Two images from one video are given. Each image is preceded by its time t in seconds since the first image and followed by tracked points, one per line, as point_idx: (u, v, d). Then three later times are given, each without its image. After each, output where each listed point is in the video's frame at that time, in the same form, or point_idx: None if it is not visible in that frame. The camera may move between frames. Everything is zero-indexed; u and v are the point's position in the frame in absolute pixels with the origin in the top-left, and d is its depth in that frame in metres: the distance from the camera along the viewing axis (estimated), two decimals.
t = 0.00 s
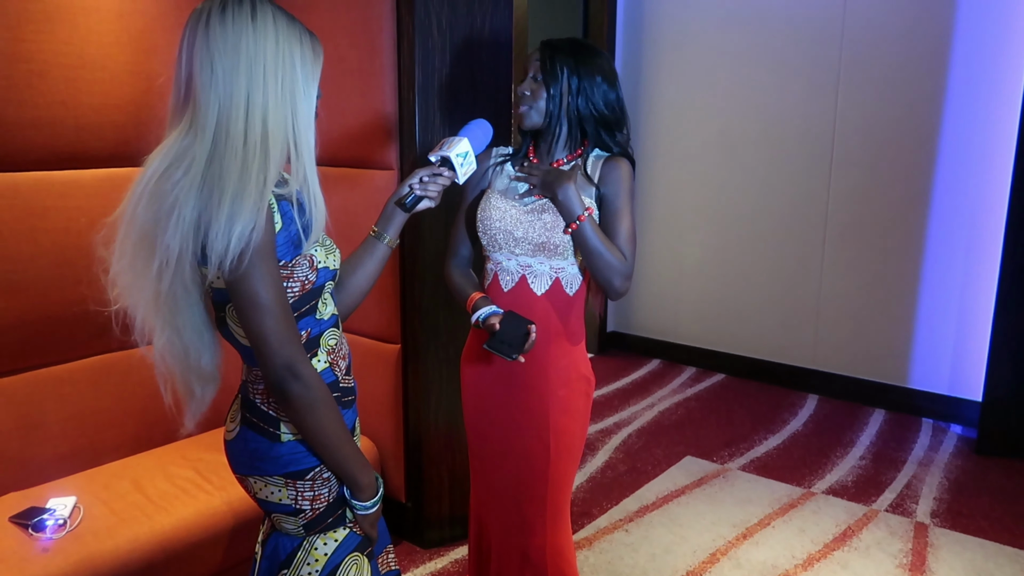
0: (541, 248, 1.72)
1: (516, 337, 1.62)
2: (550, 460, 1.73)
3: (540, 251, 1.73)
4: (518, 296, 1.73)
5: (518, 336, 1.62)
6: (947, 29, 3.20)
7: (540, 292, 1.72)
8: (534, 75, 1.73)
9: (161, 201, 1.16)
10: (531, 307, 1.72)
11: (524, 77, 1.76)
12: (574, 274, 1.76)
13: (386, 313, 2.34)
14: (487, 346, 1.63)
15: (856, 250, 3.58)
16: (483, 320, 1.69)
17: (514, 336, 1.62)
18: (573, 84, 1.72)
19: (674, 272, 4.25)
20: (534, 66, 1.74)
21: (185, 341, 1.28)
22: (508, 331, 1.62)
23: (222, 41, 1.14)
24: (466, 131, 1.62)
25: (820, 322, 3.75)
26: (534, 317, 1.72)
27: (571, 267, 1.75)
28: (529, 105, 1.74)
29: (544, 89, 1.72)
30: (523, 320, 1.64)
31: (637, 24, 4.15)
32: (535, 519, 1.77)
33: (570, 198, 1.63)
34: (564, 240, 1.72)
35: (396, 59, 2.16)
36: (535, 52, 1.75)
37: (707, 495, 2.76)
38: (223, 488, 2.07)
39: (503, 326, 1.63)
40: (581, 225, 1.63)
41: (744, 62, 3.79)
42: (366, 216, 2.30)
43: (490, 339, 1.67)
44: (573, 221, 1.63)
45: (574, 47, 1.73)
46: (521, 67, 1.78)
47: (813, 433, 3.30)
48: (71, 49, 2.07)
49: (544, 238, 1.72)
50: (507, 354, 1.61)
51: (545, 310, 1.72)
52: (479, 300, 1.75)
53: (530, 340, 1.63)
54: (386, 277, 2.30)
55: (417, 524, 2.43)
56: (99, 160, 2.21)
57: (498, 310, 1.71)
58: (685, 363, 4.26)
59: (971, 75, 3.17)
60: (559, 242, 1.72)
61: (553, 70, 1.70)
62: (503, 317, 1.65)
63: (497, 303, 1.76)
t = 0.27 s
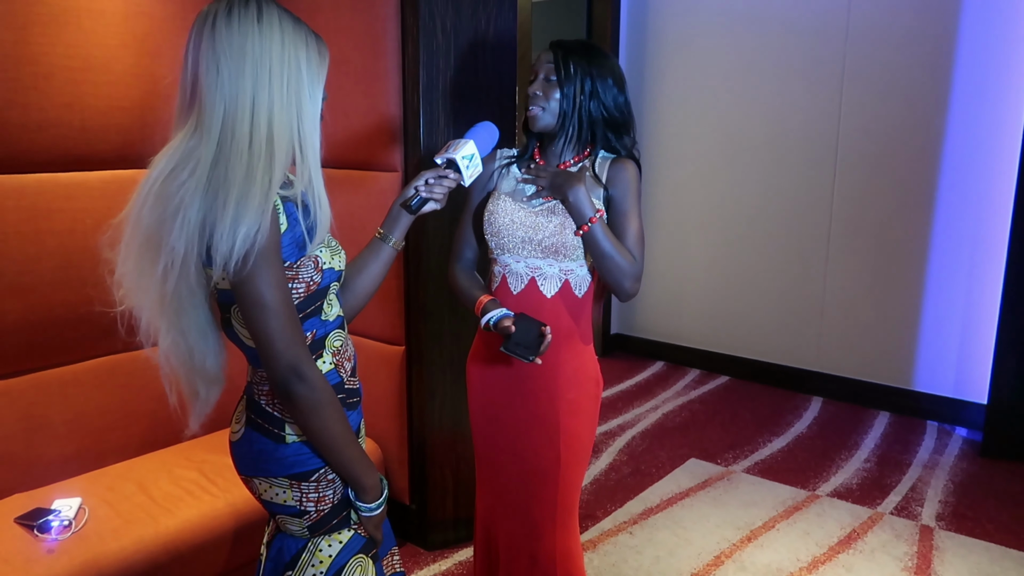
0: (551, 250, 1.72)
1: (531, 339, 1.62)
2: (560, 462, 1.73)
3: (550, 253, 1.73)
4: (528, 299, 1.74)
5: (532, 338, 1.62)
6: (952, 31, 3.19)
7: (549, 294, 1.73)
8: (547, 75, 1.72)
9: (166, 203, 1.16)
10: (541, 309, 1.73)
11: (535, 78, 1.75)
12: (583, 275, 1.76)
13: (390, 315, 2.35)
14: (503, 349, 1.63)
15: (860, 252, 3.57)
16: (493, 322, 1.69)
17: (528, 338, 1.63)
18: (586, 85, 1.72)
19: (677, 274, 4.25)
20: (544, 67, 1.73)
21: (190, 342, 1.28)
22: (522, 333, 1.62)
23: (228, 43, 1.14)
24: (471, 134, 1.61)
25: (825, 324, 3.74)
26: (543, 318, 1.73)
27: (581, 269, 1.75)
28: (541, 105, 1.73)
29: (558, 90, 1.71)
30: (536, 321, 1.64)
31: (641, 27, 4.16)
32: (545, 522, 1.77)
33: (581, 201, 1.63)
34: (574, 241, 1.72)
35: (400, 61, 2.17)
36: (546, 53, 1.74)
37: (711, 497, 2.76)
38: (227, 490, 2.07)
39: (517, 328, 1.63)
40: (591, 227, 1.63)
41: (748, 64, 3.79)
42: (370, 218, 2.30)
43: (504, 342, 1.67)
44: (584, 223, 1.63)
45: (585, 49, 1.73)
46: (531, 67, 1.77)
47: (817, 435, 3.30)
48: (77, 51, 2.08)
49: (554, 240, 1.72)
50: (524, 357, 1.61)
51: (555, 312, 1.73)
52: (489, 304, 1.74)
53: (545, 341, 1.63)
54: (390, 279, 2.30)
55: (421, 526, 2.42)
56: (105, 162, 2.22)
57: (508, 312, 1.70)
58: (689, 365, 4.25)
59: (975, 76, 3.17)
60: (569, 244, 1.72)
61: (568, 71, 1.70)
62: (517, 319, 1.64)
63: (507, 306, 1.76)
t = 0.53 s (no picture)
0: (556, 251, 1.72)
1: (537, 341, 1.63)
2: (566, 464, 1.73)
3: (555, 254, 1.73)
4: (534, 300, 1.74)
5: (539, 340, 1.63)
6: (956, 32, 3.19)
7: (555, 296, 1.73)
8: (547, 74, 1.73)
9: (173, 204, 1.17)
10: (547, 311, 1.73)
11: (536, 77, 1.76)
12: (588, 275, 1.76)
13: (394, 316, 2.35)
14: (510, 352, 1.64)
15: (864, 253, 3.57)
16: (499, 325, 1.69)
17: (535, 340, 1.63)
18: (586, 85, 1.72)
19: (680, 275, 4.25)
20: (546, 67, 1.73)
21: (196, 344, 1.28)
22: (529, 336, 1.63)
23: (234, 45, 1.15)
24: (476, 134, 1.62)
25: (828, 326, 3.74)
26: (549, 320, 1.73)
27: (586, 270, 1.75)
28: (541, 104, 1.73)
29: (558, 89, 1.72)
30: (543, 323, 1.65)
31: (645, 28, 4.16)
32: (551, 524, 1.77)
33: (589, 203, 1.64)
34: (579, 242, 1.72)
35: (404, 63, 2.17)
36: (549, 53, 1.75)
37: (715, 499, 2.76)
38: (231, 490, 2.07)
39: (524, 330, 1.64)
40: (600, 228, 1.65)
41: (752, 66, 3.79)
42: (374, 219, 2.31)
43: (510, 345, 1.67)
44: (592, 224, 1.65)
45: (586, 49, 1.73)
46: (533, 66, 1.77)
47: (821, 437, 3.29)
48: (82, 53, 2.09)
49: (559, 241, 1.72)
50: (532, 359, 1.62)
51: (561, 313, 1.73)
52: (493, 307, 1.75)
53: (552, 343, 1.64)
54: (394, 280, 2.30)
55: (425, 527, 2.43)
56: (110, 164, 2.22)
57: (514, 314, 1.71)
58: (692, 367, 4.25)
59: (980, 78, 3.17)
60: (574, 244, 1.72)
61: (569, 70, 1.71)
62: (523, 321, 1.65)
63: (511, 308, 1.76)
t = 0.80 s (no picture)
0: (552, 253, 1.73)
1: (535, 343, 1.63)
2: (565, 465, 1.73)
3: (552, 256, 1.73)
4: (533, 302, 1.75)
5: (537, 342, 1.63)
6: (958, 33, 3.19)
7: (553, 298, 1.73)
8: (547, 72, 1.73)
9: (177, 207, 1.17)
10: (546, 313, 1.74)
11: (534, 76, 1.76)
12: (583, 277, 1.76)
13: (396, 316, 2.35)
14: (507, 355, 1.64)
15: (866, 254, 3.57)
16: (497, 328, 1.70)
17: (533, 343, 1.64)
18: (585, 83, 1.73)
19: (682, 276, 4.25)
20: (545, 65, 1.74)
21: (201, 345, 1.29)
22: (527, 339, 1.63)
23: (237, 47, 1.15)
24: (480, 134, 1.61)
25: (830, 327, 3.74)
26: (549, 322, 1.73)
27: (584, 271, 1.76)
28: (541, 101, 1.73)
29: (558, 86, 1.72)
30: (540, 325, 1.65)
31: (646, 29, 4.17)
32: (551, 525, 1.77)
33: (598, 203, 1.66)
34: (575, 244, 1.72)
35: (406, 64, 2.17)
36: (548, 51, 1.75)
37: (717, 500, 2.75)
38: (233, 491, 2.07)
39: (521, 333, 1.64)
40: (602, 231, 1.68)
41: (753, 67, 3.79)
42: (377, 220, 2.31)
43: (508, 348, 1.68)
44: (597, 225, 1.67)
45: (585, 47, 1.74)
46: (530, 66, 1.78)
47: (823, 438, 3.29)
48: (85, 55, 2.09)
49: (555, 243, 1.72)
50: (529, 362, 1.62)
51: (560, 315, 1.73)
52: (491, 309, 1.75)
53: (549, 345, 1.64)
54: (396, 281, 2.30)
55: (426, 527, 2.43)
56: (113, 165, 2.23)
57: (512, 317, 1.72)
58: (694, 368, 4.25)
59: (981, 79, 3.17)
60: (572, 247, 1.72)
61: (569, 67, 1.71)
62: (520, 324, 1.66)
63: (509, 311, 1.77)
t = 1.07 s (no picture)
0: (552, 254, 1.73)
1: (538, 344, 1.64)
2: (570, 465, 1.73)
3: (551, 257, 1.73)
4: (535, 304, 1.75)
5: (540, 344, 1.64)
6: (959, 34, 3.20)
7: (555, 298, 1.73)
8: (542, 72, 1.74)
9: (182, 209, 1.17)
10: (549, 314, 1.74)
11: (528, 77, 1.76)
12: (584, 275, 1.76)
13: (397, 317, 2.35)
14: (511, 359, 1.64)
15: (866, 255, 3.57)
16: (500, 330, 1.70)
17: (536, 345, 1.65)
18: (580, 82, 1.74)
19: (682, 277, 4.26)
20: (540, 65, 1.74)
21: (206, 347, 1.29)
22: (530, 341, 1.64)
23: (239, 48, 1.15)
24: (482, 136, 1.61)
25: (830, 328, 3.74)
26: (551, 322, 1.73)
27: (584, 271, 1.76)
28: (539, 101, 1.72)
29: (555, 86, 1.73)
30: (542, 327, 1.66)
31: (646, 30, 4.17)
32: (555, 525, 1.77)
33: (588, 204, 1.65)
34: (574, 245, 1.72)
35: (407, 66, 2.17)
36: (541, 51, 1.75)
37: (718, 501, 2.76)
38: (235, 492, 2.07)
39: (523, 336, 1.65)
40: (595, 230, 1.68)
41: (754, 68, 3.80)
42: (378, 221, 2.31)
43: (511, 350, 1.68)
44: (590, 225, 1.67)
45: (577, 47, 1.75)
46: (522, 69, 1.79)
47: (824, 439, 3.29)
48: (86, 56, 2.09)
49: (553, 245, 1.72)
50: (533, 364, 1.62)
51: (562, 316, 1.73)
52: (493, 312, 1.75)
53: (552, 346, 1.65)
54: (398, 282, 2.30)
55: (428, 528, 2.43)
56: (114, 165, 2.23)
57: (514, 319, 1.72)
58: (694, 369, 4.26)
59: (982, 80, 3.17)
60: (571, 247, 1.72)
61: (563, 67, 1.73)
62: (523, 327, 1.67)
63: (511, 313, 1.77)
